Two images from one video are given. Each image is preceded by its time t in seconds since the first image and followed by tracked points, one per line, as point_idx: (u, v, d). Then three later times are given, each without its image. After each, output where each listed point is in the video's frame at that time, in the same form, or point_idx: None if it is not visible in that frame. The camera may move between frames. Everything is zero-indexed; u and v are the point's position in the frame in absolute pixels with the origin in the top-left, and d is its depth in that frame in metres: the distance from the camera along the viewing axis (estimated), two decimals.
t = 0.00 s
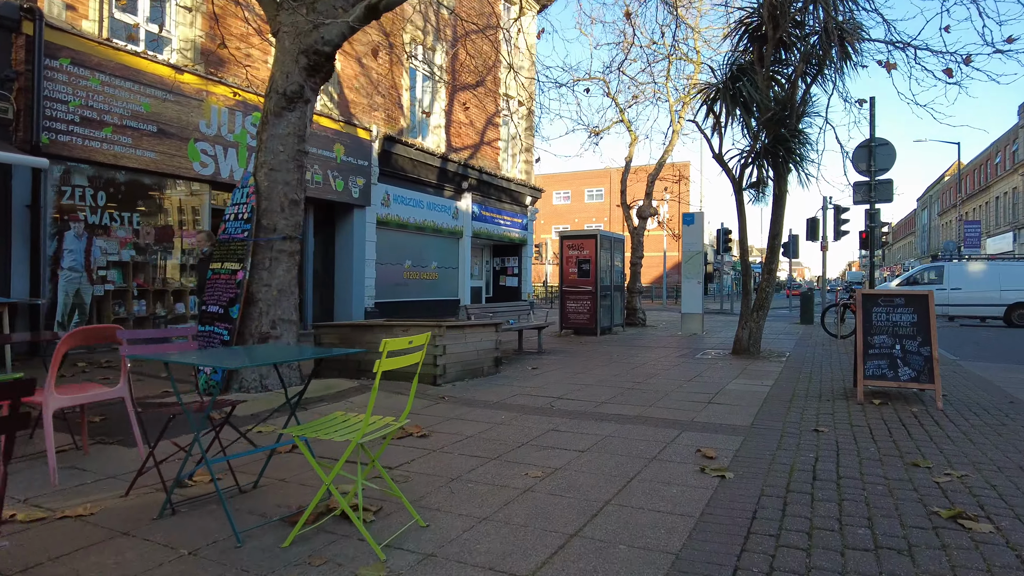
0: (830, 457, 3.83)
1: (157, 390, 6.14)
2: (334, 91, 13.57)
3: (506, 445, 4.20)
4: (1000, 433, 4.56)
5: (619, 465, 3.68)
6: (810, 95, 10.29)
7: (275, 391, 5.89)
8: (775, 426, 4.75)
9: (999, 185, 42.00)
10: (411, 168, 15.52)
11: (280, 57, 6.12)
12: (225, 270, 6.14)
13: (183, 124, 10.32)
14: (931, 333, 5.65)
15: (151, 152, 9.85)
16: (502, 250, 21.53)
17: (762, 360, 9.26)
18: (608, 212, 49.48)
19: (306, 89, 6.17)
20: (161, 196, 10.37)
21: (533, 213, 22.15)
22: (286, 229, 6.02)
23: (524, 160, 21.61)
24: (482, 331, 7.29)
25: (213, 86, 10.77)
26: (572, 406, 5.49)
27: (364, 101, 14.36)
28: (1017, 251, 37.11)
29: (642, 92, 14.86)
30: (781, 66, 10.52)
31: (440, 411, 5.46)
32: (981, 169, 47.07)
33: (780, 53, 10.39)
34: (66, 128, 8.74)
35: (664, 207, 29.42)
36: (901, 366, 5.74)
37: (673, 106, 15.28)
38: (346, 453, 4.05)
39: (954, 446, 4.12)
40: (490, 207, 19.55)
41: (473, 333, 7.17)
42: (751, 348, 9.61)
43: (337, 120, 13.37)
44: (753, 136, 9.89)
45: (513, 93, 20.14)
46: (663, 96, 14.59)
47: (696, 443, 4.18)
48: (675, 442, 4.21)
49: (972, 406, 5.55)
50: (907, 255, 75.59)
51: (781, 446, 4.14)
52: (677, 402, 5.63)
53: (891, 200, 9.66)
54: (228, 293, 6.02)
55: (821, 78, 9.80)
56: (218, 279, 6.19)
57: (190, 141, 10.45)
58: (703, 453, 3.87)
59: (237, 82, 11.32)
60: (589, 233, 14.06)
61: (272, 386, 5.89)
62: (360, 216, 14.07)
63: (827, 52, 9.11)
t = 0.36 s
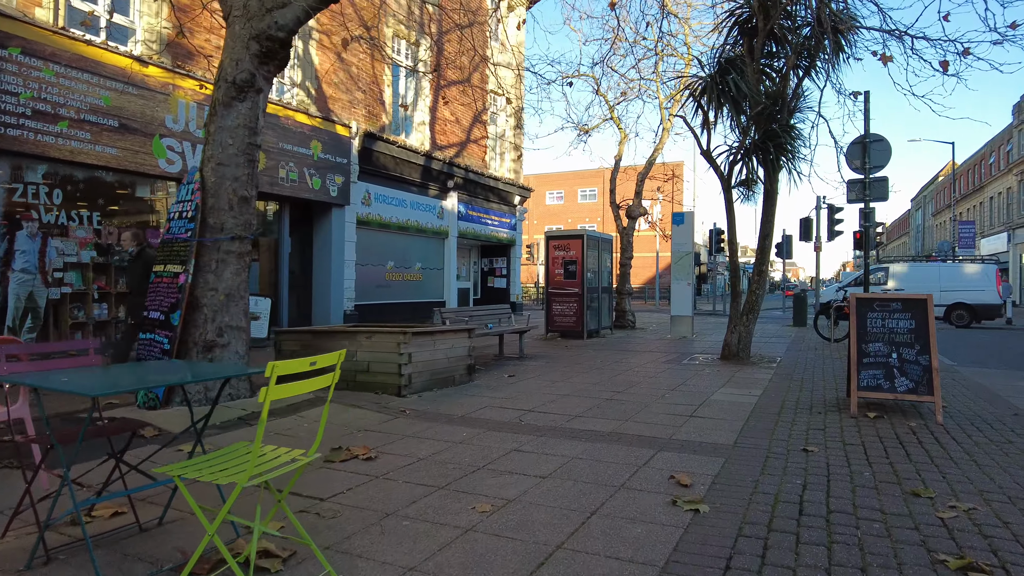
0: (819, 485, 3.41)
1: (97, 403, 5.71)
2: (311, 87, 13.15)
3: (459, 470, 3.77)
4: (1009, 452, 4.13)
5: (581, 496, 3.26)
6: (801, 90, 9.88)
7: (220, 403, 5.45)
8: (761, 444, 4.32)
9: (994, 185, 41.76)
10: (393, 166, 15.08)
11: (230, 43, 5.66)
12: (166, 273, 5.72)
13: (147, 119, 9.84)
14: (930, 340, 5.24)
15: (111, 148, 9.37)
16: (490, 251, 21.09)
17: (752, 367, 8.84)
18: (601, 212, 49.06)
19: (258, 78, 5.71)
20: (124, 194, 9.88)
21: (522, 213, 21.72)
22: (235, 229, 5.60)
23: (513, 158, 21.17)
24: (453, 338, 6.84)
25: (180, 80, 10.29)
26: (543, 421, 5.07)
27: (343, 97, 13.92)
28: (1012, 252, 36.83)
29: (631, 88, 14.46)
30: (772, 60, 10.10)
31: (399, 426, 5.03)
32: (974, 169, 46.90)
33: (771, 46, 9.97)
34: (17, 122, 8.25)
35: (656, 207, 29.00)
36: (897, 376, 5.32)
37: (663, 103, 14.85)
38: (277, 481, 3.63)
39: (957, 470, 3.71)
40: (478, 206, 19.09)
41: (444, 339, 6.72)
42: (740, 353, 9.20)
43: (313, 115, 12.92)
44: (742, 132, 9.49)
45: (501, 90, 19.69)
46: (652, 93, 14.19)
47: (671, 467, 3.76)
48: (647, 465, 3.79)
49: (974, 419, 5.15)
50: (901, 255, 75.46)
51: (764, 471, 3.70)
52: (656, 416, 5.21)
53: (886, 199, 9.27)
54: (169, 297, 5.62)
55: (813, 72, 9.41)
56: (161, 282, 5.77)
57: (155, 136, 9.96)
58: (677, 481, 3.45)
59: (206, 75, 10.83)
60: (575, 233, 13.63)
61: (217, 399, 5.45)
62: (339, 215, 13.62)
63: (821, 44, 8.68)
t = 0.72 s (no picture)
0: (780, 502, 3.01)
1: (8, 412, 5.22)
2: (274, 78, 12.68)
3: (379, 488, 3.34)
4: (990, 460, 3.76)
5: (506, 518, 2.85)
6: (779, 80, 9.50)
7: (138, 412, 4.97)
8: (722, 453, 3.91)
9: (975, 183, 41.92)
10: (362, 162, 14.59)
11: (152, 17, 5.14)
12: (79, 270, 5.24)
13: (92, 109, 9.30)
14: (908, 339, 4.87)
15: (52, 139, 8.81)
16: (467, 250, 20.64)
17: (726, 367, 8.46)
18: (586, 212, 48.74)
19: (184, 57, 5.21)
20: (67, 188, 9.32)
21: (500, 211, 21.28)
22: (156, 221, 5.12)
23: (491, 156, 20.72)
24: (404, 339, 6.39)
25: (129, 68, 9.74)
26: (489, 429, 4.64)
27: (309, 90, 13.41)
28: (992, 250, 36.95)
29: (607, 81, 14.05)
30: (749, 49, 9.73)
31: (331, 436, 4.58)
32: (955, 168, 47.10)
33: (747, 34, 9.60)
34: None
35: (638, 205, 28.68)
36: (873, 377, 4.95)
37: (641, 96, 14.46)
38: (167, 503, 3.17)
39: (932, 481, 3.34)
40: (453, 204, 18.62)
41: (394, 340, 6.27)
42: (714, 353, 8.82)
43: (276, 108, 12.41)
44: (716, 123, 9.10)
45: (478, 85, 19.22)
46: (629, 86, 13.79)
47: (617, 481, 3.34)
48: (590, 480, 3.38)
49: (953, 423, 4.79)
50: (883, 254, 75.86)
51: (721, 486, 3.29)
52: (613, 422, 4.79)
53: (864, 192, 8.94)
54: (81, 295, 5.15)
55: (790, 61, 9.05)
56: (73, 278, 5.32)
57: (100, 128, 9.39)
58: (619, 498, 3.03)
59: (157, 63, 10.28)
60: (549, 230, 13.21)
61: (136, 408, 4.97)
62: (303, 212, 13.13)
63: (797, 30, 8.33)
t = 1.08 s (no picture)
0: (730, 543, 2.59)
1: None
2: (233, 73, 12.07)
3: (274, 527, 2.88)
4: (968, 483, 3.39)
5: (405, 567, 2.42)
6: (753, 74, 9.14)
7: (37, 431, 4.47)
8: (674, 476, 3.51)
9: (953, 184, 42.14)
10: (327, 160, 14.09)
11: None
12: None
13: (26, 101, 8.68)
14: (883, 347, 4.49)
15: None
16: (442, 250, 20.18)
17: (697, 373, 8.09)
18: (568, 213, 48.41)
19: (92, 39, 4.68)
20: None
21: (476, 211, 20.84)
22: (59, 221, 4.61)
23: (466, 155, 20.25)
24: (347, 347, 5.93)
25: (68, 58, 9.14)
26: (424, 449, 4.20)
27: (270, 85, 12.85)
28: (970, 250, 37.12)
29: (580, 77, 13.64)
30: (722, 43, 9.36)
31: (246, 458, 4.11)
32: (934, 168, 47.40)
33: (719, 27, 9.23)
34: None
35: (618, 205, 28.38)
36: (843, 388, 4.58)
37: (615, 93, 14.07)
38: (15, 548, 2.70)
39: (905, 512, 2.94)
40: (426, 204, 18.16)
41: (336, 348, 5.82)
42: (685, 359, 8.44)
43: (234, 103, 11.84)
44: (685, 118, 8.73)
45: (451, 82, 18.75)
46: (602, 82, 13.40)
47: (548, 516, 2.92)
48: (517, 514, 2.94)
49: (929, 437, 4.43)
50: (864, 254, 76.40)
51: (666, 520, 2.87)
52: (562, 439, 4.37)
53: (840, 190, 8.62)
54: None
55: (763, 54, 8.68)
56: None
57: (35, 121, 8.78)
58: (543, 541, 2.60)
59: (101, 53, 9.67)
60: (520, 230, 12.80)
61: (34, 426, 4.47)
62: (263, 211, 12.61)
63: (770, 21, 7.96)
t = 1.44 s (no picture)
0: None
1: None
2: (189, 64, 11.50)
3: None
4: (947, 511, 3.04)
5: None
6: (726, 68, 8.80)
7: None
8: (621, 505, 3.12)
9: (930, 185, 42.42)
10: (292, 156, 13.59)
11: None
12: None
13: None
14: (856, 358, 4.15)
15: None
16: (415, 250, 19.73)
17: (666, 379, 7.75)
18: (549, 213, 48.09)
19: None
20: None
21: (451, 210, 20.40)
22: None
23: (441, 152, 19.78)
24: (285, 356, 5.49)
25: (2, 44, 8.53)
26: (351, 473, 3.78)
27: (230, 78, 12.29)
28: (947, 250, 37.34)
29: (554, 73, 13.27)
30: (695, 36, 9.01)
31: (150, 483, 3.67)
32: (911, 170, 47.78)
33: (692, 18, 8.87)
34: None
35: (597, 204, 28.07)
36: (813, 401, 4.24)
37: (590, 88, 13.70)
38: None
39: (875, 551, 2.58)
40: (398, 203, 17.69)
41: (273, 356, 5.38)
42: (654, 364, 8.09)
43: (190, 96, 11.27)
44: (655, 113, 8.37)
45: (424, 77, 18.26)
46: (576, 78, 13.03)
47: (467, 560, 2.52)
48: (431, 557, 2.54)
49: (905, 453, 4.10)
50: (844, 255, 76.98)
51: (603, 563, 2.48)
52: (507, 459, 3.97)
53: (814, 188, 8.34)
54: None
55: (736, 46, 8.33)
56: None
57: None
58: None
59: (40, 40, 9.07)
60: (490, 229, 12.40)
61: None
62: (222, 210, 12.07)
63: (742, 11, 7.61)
